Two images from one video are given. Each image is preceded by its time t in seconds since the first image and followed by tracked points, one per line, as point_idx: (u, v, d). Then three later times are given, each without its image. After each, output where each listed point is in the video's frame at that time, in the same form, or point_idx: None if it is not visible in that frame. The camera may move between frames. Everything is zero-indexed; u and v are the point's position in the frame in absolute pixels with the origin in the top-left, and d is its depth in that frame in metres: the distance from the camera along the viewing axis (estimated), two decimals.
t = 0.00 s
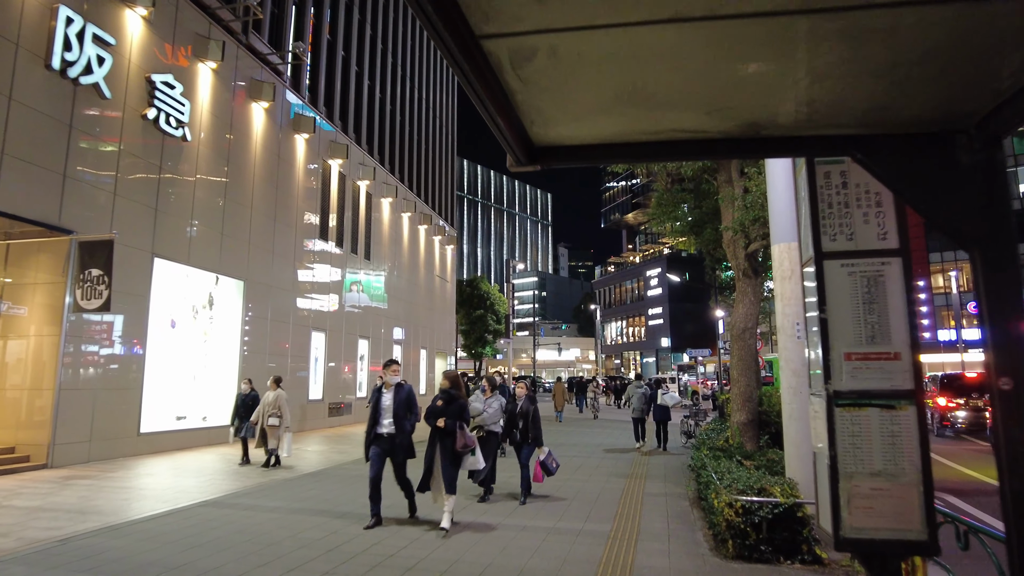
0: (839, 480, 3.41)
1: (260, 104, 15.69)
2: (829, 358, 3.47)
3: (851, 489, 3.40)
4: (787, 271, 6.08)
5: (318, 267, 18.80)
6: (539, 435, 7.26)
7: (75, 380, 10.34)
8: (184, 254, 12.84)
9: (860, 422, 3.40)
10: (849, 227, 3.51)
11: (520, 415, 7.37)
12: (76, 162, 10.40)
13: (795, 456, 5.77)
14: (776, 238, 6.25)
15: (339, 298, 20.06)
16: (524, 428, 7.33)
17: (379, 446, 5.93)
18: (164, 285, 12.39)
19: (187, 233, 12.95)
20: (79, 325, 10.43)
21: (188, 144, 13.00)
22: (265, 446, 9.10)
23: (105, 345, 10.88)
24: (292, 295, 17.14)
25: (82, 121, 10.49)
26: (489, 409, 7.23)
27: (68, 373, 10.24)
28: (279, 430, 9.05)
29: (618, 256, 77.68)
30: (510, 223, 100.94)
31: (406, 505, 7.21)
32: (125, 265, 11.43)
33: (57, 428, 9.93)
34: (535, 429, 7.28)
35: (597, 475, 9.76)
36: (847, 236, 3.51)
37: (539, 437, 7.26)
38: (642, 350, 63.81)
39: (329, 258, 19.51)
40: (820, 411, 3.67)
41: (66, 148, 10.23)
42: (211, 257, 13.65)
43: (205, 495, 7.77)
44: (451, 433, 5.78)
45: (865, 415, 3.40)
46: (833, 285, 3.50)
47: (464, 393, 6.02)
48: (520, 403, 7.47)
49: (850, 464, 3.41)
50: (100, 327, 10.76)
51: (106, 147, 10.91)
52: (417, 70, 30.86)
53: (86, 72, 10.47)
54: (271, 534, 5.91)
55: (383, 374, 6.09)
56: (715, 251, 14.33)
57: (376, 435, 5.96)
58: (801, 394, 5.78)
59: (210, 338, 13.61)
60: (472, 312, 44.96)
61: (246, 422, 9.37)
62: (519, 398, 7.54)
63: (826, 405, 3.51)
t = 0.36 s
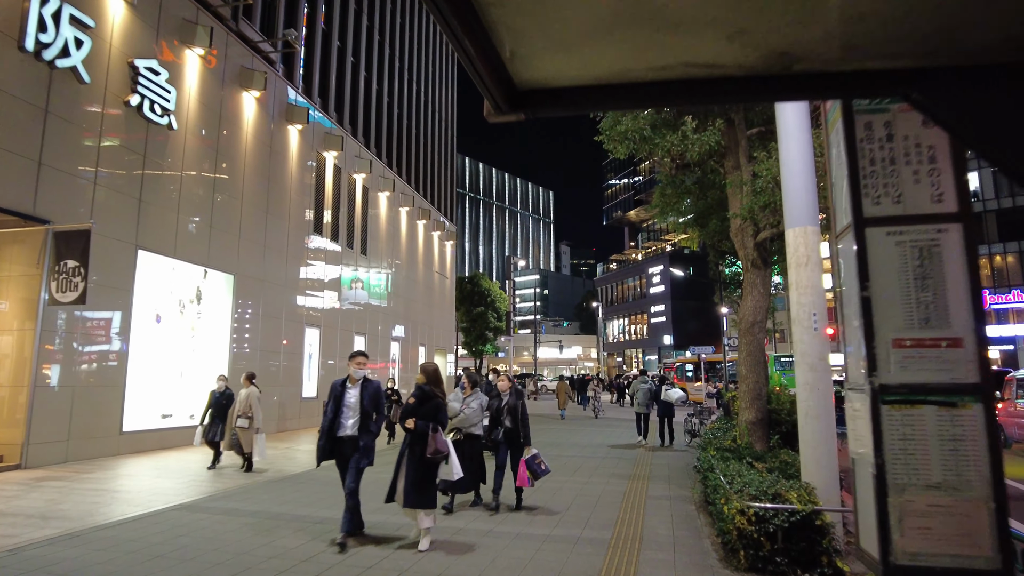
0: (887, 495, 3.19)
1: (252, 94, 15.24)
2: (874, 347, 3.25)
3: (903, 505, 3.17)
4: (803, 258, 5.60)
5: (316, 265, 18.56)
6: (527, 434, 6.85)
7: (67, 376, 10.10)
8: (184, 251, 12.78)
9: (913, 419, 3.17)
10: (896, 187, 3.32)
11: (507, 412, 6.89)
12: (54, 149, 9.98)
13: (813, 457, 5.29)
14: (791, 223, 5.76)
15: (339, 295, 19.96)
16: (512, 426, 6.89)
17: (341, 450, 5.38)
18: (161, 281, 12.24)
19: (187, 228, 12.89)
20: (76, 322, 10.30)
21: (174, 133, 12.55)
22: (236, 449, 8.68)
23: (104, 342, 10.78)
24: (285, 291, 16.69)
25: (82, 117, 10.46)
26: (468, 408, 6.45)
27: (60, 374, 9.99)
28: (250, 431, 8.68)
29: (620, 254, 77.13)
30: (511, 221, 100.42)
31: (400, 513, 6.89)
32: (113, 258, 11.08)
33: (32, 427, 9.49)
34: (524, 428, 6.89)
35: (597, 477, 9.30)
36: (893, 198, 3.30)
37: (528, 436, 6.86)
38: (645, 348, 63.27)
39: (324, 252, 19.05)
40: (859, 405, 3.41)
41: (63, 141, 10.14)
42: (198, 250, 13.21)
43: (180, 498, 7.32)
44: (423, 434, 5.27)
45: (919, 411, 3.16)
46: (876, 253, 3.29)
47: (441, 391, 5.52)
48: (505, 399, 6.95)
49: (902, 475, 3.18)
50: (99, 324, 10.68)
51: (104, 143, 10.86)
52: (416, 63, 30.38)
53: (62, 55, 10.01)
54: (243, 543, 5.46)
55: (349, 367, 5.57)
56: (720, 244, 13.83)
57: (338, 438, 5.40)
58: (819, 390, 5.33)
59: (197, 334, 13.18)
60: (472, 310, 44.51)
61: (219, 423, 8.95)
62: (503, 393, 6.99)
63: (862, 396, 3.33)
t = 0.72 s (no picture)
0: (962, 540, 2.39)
1: (243, 87, 14.81)
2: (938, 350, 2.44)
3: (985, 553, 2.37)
4: (821, 251, 5.13)
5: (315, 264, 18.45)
6: (503, 443, 6.04)
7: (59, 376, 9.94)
8: (184, 253, 12.72)
9: (992, 443, 2.37)
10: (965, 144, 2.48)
11: (478, 418, 6.10)
12: (28, 139, 9.54)
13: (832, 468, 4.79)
14: (806, 212, 5.29)
15: (336, 295, 19.61)
16: (485, 435, 6.09)
17: (285, 465, 4.65)
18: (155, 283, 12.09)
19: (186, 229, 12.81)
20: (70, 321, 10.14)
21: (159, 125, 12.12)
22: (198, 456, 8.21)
23: (94, 342, 10.57)
24: (278, 289, 16.24)
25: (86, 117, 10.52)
26: (441, 414, 5.91)
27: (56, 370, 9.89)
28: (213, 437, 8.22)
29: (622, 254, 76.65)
30: (513, 220, 99.98)
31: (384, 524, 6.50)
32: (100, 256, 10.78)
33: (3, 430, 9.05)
34: (498, 437, 6.06)
35: (596, 484, 8.81)
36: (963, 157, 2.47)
37: (504, 446, 6.05)
38: (647, 349, 62.75)
39: (319, 250, 18.60)
40: (916, 421, 2.60)
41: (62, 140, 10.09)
42: (185, 246, 12.76)
43: (150, 508, 6.87)
44: (382, 454, 4.57)
45: (1001, 431, 2.36)
46: (941, 229, 2.46)
47: (402, 402, 4.84)
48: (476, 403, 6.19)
49: (980, 513, 2.36)
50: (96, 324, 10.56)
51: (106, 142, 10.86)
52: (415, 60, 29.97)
53: (37, 41, 9.57)
54: (207, 561, 4.99)
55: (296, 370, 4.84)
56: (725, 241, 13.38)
57: (282, 451, 4.68)
58: (839, 395, 4.84)
59: (183, 335, 12.82)
60: (472, 310, 44.06)
61: (184, 428, 8.38)
62: (474, 397, 6.24)
63: (922, 410, 2.53)
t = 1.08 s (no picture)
0: None
1: (231, 79, 14.39)
2: None
3: None
4: (838, 239, 4.64)
5: (317, 265, 18.54)
6: (470, 463, 5.19)
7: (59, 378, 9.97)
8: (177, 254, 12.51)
9: None
10: None
11: (443, 430, 5.33)
12: None
13: (852, 478, 4.31)
14: (822, 197, 4.81)
15: (335, 297, 19.53)
16: (450, 451, 5.29)
17: (198, 493, 3.80)
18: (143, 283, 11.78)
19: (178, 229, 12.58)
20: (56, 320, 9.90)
21: (141, 116, 11.66)
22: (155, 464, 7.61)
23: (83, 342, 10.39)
24: (268, 288, 15.78)
25: (84, 117, 10.45)
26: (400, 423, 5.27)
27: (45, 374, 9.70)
28: (172, 442, 7.64)
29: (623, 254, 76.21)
30: (513, 220, 99.53)
31: (364, 541, 6.01)
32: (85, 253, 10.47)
33: None
34: (463, 454, 5.22)
35: (595, 492, 8.30)
36: None
37: (471, 466, 5.19)
38: (648, 350, 62.30)
39: (311, 248, 18.14)
40: None
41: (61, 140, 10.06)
42: (169, 242, 12.31)
43: (114, 520, 6.41)
44: (323, 467, 3.98)
45: None
46: None
47: (341, 406, 4.20)
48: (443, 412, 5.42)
49: None
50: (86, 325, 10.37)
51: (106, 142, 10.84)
52: (412, 56, 29.58)
53: (7, 26, 9.13)
54: None
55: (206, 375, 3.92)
56: (728, 236, 12.93)
57: (195, 475, 3.83)
58: (860, 398, 4.36)
59: (167, 335, 12.41)
60: (472, 310, 43.66)
61: (141, 431, 7.97)
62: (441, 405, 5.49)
63: None
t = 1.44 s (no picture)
0: None
1: (221, 66, 13.96)
2: None
3: None
4: (870, 218, 4.14)
5: (318, 264, 18.39)
6: (432, 470, 4.61)
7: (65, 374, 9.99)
8: (171, 250, 12.32)
9: None
10: None
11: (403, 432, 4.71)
12: None
13: (885, 486, 3.82)
14: (848, 171, 4.32)
15: (338, 296, 19.53)
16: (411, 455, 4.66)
17: (90, 509, 3.23)
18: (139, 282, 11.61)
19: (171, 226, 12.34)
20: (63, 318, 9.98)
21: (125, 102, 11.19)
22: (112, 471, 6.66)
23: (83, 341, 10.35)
24: (260, 284, 15.34)
25: (82, 114, 10.29)
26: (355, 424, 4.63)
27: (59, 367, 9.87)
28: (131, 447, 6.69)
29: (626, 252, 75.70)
30: (516, 219, 99.13)
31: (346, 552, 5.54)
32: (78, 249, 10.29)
33: None
34: (426, 461, 4.61)
35: (595, 497, 7.80)
36: None
37: (433, 474, 4.61)
38: (652, 348, 61.80)
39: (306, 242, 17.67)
40: None
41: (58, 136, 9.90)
42: (155, 234, 11.86)
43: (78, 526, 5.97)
44: (232, 483, 3.17)
45: None
46: None
47: (260, 408, 3.36)
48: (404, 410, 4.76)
49: None
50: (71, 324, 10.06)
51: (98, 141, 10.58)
52: (411, 50, 29.16)
53: None
54: None
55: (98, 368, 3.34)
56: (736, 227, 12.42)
57: (80, 487, 3.24)
58: (896, 396, 3.87)
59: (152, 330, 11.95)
60: (472, 308, 43.20)
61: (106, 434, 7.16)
62: (401, 402, 4.83)
63: None
